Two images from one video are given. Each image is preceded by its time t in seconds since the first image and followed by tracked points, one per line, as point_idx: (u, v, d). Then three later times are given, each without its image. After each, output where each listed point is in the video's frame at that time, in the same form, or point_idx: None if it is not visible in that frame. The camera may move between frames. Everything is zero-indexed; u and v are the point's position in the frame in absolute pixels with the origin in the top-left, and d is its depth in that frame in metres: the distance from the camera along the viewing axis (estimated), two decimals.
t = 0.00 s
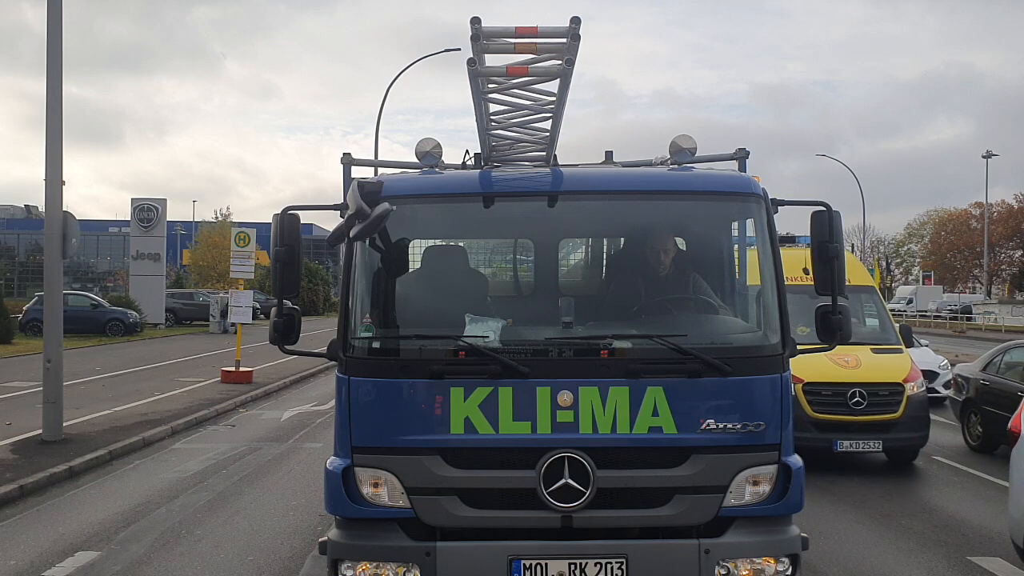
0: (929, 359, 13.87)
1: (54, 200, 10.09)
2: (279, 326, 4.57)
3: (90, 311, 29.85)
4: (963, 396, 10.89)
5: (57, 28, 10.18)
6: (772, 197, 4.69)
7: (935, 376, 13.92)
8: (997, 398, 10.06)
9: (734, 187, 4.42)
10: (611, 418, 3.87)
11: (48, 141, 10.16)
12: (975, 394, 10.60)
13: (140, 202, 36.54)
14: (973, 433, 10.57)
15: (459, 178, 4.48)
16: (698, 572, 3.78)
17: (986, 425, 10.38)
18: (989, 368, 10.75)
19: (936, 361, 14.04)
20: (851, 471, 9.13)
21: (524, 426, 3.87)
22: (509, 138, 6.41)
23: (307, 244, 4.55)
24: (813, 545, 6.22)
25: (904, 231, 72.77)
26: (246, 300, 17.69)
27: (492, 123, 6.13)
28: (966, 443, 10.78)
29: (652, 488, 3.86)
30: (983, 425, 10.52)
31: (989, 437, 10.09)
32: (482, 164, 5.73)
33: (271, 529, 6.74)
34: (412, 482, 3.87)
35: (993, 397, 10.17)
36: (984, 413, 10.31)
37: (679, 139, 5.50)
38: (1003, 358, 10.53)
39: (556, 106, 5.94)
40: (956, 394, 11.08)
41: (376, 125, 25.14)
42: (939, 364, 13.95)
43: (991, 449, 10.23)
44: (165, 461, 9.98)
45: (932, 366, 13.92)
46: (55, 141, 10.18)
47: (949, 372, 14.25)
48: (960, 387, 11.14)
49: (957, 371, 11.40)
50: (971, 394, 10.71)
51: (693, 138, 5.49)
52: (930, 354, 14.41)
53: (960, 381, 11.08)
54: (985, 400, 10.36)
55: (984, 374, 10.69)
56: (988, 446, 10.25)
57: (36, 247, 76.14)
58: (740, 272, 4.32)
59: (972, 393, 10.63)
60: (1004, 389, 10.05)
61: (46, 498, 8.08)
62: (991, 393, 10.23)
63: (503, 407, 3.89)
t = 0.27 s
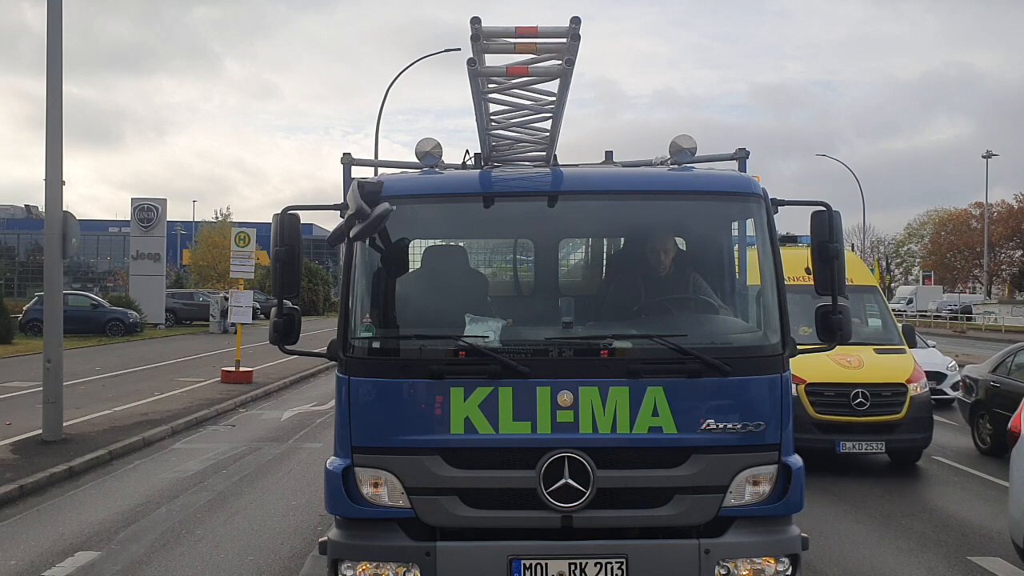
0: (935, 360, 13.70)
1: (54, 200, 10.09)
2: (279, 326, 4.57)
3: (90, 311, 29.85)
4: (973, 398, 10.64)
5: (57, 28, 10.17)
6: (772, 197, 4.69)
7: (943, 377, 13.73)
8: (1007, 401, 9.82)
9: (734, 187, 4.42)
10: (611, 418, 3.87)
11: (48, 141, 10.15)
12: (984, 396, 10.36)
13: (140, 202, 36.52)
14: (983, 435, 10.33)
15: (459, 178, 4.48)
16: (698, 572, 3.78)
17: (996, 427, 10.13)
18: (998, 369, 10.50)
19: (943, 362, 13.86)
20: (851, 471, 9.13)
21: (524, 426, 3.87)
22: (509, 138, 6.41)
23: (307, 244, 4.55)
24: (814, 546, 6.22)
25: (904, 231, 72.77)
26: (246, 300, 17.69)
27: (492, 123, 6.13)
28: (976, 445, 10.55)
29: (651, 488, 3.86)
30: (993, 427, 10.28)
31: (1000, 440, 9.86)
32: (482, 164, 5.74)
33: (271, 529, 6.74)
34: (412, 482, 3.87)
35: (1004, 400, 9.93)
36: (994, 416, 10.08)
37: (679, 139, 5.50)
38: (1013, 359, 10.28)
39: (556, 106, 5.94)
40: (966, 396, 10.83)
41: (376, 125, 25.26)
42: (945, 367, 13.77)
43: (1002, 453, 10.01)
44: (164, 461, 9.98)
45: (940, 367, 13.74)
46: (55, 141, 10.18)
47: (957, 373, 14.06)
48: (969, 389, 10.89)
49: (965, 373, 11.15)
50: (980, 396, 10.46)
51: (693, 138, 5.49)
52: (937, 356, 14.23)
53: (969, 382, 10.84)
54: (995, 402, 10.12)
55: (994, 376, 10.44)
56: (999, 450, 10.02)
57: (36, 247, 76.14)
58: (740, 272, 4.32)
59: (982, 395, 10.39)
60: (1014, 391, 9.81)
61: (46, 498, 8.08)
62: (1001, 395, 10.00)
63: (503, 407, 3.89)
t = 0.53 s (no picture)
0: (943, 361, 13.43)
1: (54, 200, 10.09)
2: (279, 325, 4.57)
3: (90, 311, 29.84)
4: (981, 400, 10.44)
5: (57, 28, 10.17)
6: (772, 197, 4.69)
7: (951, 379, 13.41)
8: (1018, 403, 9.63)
9: (734, 187, 4.42)
10: (611, 418, 3.87)
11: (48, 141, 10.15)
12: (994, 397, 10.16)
13: (140, 202, 36.51)
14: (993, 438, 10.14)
15: (459, 178, 4.48)
16: (698, 572, 3.78)
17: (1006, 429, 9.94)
18: (1008, 370, 10.30)
19: (950, 364, 13.55)
20: (851, 471, 9.13)
21: (524, 426, 3.87)
22: (509, 138, 6.41)
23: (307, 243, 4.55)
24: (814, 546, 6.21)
25: (905, 231, 72.77)
26: (246, 300, 17.69)
27: (492, 122, 6.13)
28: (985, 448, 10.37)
29: (652, 488, 3.86)
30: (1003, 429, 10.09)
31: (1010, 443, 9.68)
32: (482, 164, 5.74)
33: (271, 529, 6.74)
34: (412, 482, 3.87)
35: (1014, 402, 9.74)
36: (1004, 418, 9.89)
37: (679, 139, 5.50)
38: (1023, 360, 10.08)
39: (556, 106, 5.94)
40: (974, 397, 10.63)
41: (376, 125, 25.01)
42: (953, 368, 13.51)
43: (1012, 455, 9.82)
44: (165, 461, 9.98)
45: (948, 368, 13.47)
46: (55, 141, 10.18)
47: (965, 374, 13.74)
48: (977, 390, 10.69)
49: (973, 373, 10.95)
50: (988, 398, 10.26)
51: (693, 138, 5.49)
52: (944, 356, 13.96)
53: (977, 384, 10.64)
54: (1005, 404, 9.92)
55: (1002, 377, 10.24)
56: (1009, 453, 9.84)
57: (36, 247, 76.15)
58: (740, 272, 4.32)
59: (991, 396, 10.19)
60: None
61: (45, 498, 8.08)
62: (1011, 397, 9.80)
63: (503, 407, 3.89)
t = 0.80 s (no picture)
0: (951, 362, 13.19)
1: (54, 200, 10.09)
2: (279, 325, 4.57)
3: (90, 311, 29.84)
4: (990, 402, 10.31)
5: (57, 29, 10.17)
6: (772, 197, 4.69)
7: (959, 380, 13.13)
8: None
9: (734, 187, 4.42)
10: (611, 418, 3.87)
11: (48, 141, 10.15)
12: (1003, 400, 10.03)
13: (140, 202, 36.50)
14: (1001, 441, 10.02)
15: (459, 178, 4.48)
16: (698, 572, 3.78)
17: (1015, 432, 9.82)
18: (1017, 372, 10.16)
19: (960, 365, 13.23)
20: (851, 471, 9.14)
21: (524, 426, 3.87)
22: (509, 138, 6.41)
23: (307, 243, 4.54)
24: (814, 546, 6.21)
25: (905, 231, 72.78)
26: (246, 301, 17.69)
27: (492, 123, 6.13)
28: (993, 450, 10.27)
29: (652, 488, 3.86)
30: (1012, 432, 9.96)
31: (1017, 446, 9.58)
32: (482, 164, 5.74)
33: (270, 528, 6.74)
34: (412, 482, 3.87)
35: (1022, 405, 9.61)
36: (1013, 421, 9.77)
37: (678, 139, 5.50)
38: None
39: (556, 106, 5.94)
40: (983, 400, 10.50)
41: (376, 125, 25.05)
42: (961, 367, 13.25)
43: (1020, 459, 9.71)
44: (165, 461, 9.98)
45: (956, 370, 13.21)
46: (55, 141, 10.18)
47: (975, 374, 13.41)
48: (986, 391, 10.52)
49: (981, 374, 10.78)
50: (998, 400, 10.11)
51: (693, 138, 5.49)
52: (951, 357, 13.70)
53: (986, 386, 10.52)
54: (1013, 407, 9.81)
55: (1011, 378, 10.08)
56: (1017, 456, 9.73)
57: (36, 246, 76.16)
58: (740, 272, 4.32)
59: (1000, 399, 10.07)
60: None
61: (45, 499, 8.07)
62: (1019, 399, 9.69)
63: (503, 407, 3.89)
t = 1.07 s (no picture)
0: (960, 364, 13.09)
1: (54, 200, 10.09)
2: (279, 326, 4.57)
3: (90, 311, 29.84)
4: (998, 404, 10.26)
5: (57, 29, 10.17)
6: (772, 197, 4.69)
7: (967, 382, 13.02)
8: None
9: (734, 187, 4.42)
10: (610, 418, 3.87)
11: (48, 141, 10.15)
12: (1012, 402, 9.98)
13: (140, 202, 36.50)
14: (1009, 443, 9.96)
15: (459, 179, 4.48)
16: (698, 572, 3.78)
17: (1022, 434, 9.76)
18: None
19: (968, 366, 13.14)
20: (851, 471, 9.14)
21: (524, 426, 3.87)
22: (509, 138, 6.41)
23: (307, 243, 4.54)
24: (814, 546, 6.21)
25: (905, 231, 72.78)
26: (246, 300, 17.69)
27: (492, 123, 6.13)
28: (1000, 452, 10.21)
29: (652, 488, 3.86)
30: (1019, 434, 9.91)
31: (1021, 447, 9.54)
32: (482, 164, 5.74)
33: (270, 528, 6.74)
34: (412, 482, 3.87)
35: None
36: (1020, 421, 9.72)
37: (679, 139, 5.50)
38: None
39: (556, 106, 5.94)
40: (992, 401, 10.46)
41: (376, 125, 24.95)
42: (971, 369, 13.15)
43: None
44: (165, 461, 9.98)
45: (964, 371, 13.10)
46: (55, 141, 10.18)
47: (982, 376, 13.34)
48: (993, 393, 10.49)
49: (989, 376, 10.75)
50: (1005, 401, 10.06)
51: (693, 138, 5.49)
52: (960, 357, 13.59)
53: (994, 387, 10.48)
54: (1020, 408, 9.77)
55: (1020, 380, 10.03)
56: None
57: (36, 246, 76.14)
58: (740, 272, 4.32)
59: (1008, 400, 10.02)
60: None
61: (45, 499, 8.07)
62: None
63: (503, 407, 3.89)
